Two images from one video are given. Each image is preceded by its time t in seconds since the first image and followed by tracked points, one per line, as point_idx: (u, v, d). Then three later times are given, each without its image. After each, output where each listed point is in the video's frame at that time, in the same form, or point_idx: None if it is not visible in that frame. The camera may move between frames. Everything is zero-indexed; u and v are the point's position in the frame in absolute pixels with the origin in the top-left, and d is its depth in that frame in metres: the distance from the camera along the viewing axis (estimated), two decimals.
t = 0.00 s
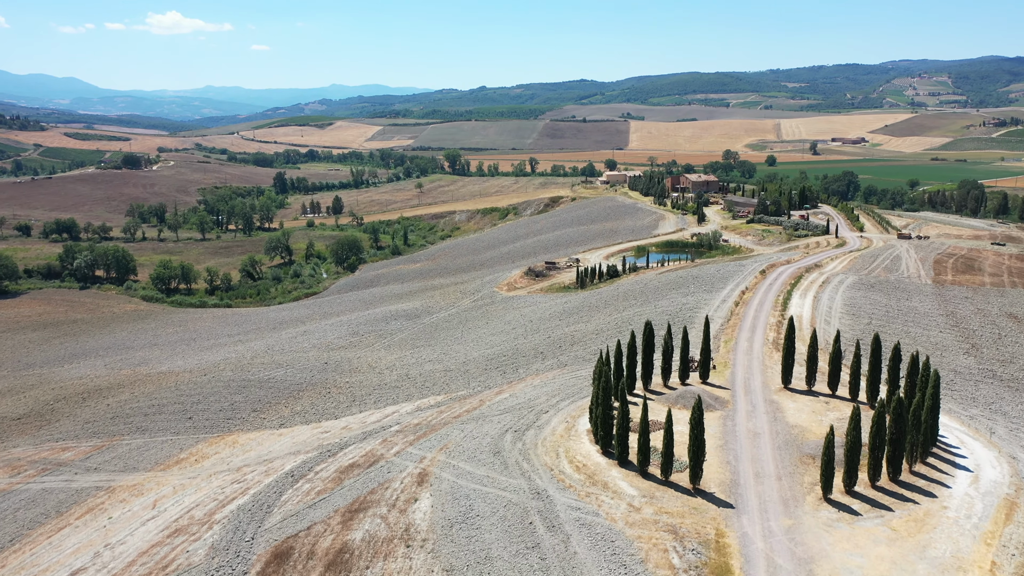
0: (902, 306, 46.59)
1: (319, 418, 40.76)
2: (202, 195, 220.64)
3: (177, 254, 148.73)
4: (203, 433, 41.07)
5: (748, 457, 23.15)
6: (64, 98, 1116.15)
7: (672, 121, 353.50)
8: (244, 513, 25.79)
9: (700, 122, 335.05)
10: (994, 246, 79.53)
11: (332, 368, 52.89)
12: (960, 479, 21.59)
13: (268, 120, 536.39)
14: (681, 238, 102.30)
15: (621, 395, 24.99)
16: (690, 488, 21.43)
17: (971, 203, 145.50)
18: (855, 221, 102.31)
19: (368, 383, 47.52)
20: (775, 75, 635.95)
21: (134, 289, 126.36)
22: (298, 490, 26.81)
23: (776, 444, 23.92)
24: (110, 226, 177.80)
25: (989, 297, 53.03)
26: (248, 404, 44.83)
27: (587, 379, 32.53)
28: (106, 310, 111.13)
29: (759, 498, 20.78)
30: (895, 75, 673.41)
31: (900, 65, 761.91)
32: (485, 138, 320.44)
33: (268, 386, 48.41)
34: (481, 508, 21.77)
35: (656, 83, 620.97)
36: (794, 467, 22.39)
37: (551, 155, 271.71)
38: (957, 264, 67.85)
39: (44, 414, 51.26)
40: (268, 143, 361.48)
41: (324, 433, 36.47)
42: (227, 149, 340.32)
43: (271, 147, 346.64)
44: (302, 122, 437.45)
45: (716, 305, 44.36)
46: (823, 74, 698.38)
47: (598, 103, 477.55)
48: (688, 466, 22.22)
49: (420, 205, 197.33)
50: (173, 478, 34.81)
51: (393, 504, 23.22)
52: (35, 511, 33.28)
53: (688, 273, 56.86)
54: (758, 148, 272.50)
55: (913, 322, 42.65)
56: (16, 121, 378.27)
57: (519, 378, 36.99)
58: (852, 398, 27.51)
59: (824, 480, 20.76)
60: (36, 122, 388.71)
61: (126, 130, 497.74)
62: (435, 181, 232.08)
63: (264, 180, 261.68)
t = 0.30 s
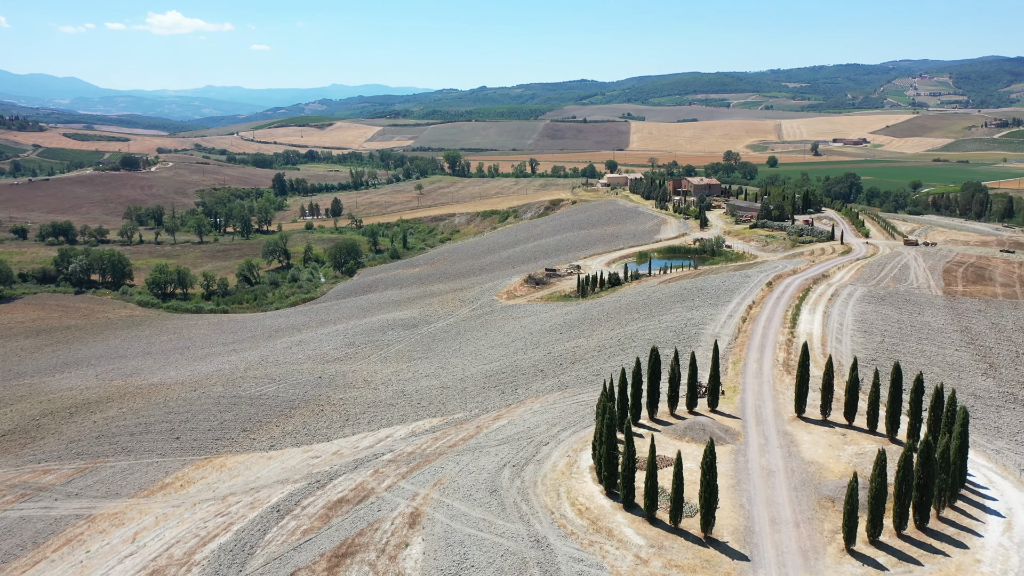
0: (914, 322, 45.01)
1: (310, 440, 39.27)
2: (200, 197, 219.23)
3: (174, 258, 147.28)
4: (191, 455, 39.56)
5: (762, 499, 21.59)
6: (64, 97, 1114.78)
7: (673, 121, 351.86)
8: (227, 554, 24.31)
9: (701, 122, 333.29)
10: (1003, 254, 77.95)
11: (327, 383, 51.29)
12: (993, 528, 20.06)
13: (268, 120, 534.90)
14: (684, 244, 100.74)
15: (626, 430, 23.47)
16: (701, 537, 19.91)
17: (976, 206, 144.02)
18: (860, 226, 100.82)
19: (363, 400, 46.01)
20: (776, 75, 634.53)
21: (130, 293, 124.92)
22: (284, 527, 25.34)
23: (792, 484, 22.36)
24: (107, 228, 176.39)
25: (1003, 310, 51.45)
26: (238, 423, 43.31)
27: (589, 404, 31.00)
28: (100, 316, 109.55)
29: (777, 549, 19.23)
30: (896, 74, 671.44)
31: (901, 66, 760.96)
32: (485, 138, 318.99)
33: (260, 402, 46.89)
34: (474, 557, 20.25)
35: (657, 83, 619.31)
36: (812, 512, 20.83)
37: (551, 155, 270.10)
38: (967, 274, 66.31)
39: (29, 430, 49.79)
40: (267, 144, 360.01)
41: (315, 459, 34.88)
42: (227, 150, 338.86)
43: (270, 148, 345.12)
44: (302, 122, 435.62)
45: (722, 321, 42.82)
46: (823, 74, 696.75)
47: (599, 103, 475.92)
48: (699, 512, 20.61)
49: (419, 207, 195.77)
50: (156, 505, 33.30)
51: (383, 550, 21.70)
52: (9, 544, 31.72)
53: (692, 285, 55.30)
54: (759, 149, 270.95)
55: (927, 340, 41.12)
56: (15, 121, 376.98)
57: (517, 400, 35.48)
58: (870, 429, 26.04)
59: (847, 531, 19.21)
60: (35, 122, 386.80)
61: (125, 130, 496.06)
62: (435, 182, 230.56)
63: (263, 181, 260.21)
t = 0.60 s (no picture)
0: (927, 338, 43.40)
1: (300, 463, 37.66)
2: (198, 199, 217.70)
3: (171, 262, 145.69)
4: (176, 479, 38.03)
5: (778, 547, 20.11)
6: (64, 97, 1113.33)
7: (673, 122, 350.18)
8: None
9: (702, 123, 331.58)
10: (1013, 262, 76.36)
11: (320, 399, 49.63)
12: None
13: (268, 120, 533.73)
14: (686, 250, 99.12)
15: (631, 470, 22.01)
16: None
17: (981, 210, 142.19)
18: (865, 232, 99.20)
19: (356, 418, 44.37)
20: (776, 75, 632.96)
21: (125, 298, 123.31)
22: (267, 570, 23.84)
23: (810, 530, 20.84)
24: (104, 231, 174.71)
25: (1017, 323, 49.80)
26: (227, 443, 41.75)
27: (591, 433, 29.42)
28: (95, 322, 107.92)
29: None
30: (897, 74, 669.38)
31: (902, 66, 757.92)
32: (485, 139, 317.40)
33: (250, 420, 45.28)
34: None
35: (658, 83, 617.76)
36: (833, 563, 19.35)
37: (551, 156, 268.46)
38: (978, 284, 64.75)
39: (12, 448, 48.19)
40: (266, 145, 358.50)
41: (304, 487, 33.25)
42: (226, 151, 337.24)
43: (269, 149, 343.57)
44: (302, 123, 434.02)
45: (728, 338, 41.24)
46: (823, 74, 694.93)
47: (599, 104, 474.38)
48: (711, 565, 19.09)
49: (419, 209, 194.22)
50: (138, 536, 31.78)
51: None
52: None
53: (696, 297, 53.70)
54: (760, 151, 269.50)
55: (942, 358, 39.44)
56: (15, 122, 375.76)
57: (515, 424, 33.90)
58: (890, 464, 24.58)
59: None
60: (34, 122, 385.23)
61: (124, 130, 494.47)
62: (435, 183, 229.03)
63: (262, 183, 258.63)
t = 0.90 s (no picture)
0: (942, 356, 41.77)
1: (290, 488, 36.08)
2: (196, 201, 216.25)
3: (168, 267, 144.23)
4: (161, 504, 36.53)
5: None
6: (64, 96, 1112.02)
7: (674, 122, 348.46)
8: None
9: (703, 124, 329.04)
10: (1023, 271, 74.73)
11: (313, 416, 48.10)
12: None
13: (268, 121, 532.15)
14: (689, 255, 97.52)
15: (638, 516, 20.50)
16: None
17: (986, 214, 140.33)
18: (870, 238, 97.53)
19: (350, 437, 42.79)
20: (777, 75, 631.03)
21: (121, 303, 121.74)
22: None
23: None
24: (101, 234, 173.25)
25: None
26: (215, 465, 40.23)
27: (593, 465, 27.90)
28: (89, 328, 106.39)
29: None
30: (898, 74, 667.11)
31: (902, 66, 757.25)
32: (486, 140, 315.74)
33: (240, 439, 43.77)
34: None
35: (659, 83, 615.96)
36: None
37: (551, 157, 266.82)
38: (989, 294, 63.15)
39: None
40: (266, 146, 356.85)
41: (291, 518, 31.69)
42: (225, 151, 335.64)
43: (268, 150, 342.09)
44: (302, 123, 432.47)
45: (735, 357, 39.65)
46: (824, 74, 692.90)
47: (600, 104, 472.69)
48: None
49: (418, 211, 192.73)
50: (117, 571, 30.37)
51: None
52: None
53: (701, 310, 52.10)
54: (761, 152, 267.89)
55: (959, 378, 37.78)
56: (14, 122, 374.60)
57: (514, 450, 32.40)
58: (913, 504, 23.05)
59: None
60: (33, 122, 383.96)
61: (124, 130, 493.05)
62: (434, 185, 227.44)
63: (261, 184, 257.09)
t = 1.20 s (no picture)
0: (958, 375, 40.17)
1: (279, 515, 34.55)
2: (194, 203, 214.67)
3: (164, 270, 142.72)
4: (144, 532, 35.08)
5: None
6: (65, 96, 1111.04)
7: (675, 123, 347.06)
8: None
9: (703, 124, 327.39)
10: None
11: (305, 433, 46.58)
12: None
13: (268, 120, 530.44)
14: (691, 261, 95.98)
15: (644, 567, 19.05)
16: None
17: (991, 216, 138.76)
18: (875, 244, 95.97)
19: (343, 458, 41.25)
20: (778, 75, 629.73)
21: (116, 308, 120.03)
22: None
23: None
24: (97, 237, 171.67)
25: None
26: (201, 488, 38.72)
27: (596, 501, 26.38)
28: (82, 334, 104.77)
29: None
30: (899, 74, 665.50)
31: (902, 66, 755.84)
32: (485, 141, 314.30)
33: (229, 460, 42.22)
34: None
35: (660, 83, 614.52)
36: None
37: (552, 158, 265.41)
38: (999, 305, 61.61)
39: None
40: (265, 146, 355.26)
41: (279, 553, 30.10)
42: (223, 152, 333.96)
43: (267, 151, 340.47)
44: (301, 123, 430.83)
45: (743, 376, 38.10)
46: (825, 74, 691.08)
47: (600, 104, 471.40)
48: None
49: (418, 212, 191.28)
50: None
51: None
52: None
53: (706, 323, 50.49)
54: (762, 153, 266.44)
55: (977, 400, 36.16)
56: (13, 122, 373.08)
57: (513, 478, 30.88)
58: (938, 549, 21.58)
59: None
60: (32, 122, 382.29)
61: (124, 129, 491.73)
62: (434, 186, 225.96)
63: (260, 185, 255.53)
